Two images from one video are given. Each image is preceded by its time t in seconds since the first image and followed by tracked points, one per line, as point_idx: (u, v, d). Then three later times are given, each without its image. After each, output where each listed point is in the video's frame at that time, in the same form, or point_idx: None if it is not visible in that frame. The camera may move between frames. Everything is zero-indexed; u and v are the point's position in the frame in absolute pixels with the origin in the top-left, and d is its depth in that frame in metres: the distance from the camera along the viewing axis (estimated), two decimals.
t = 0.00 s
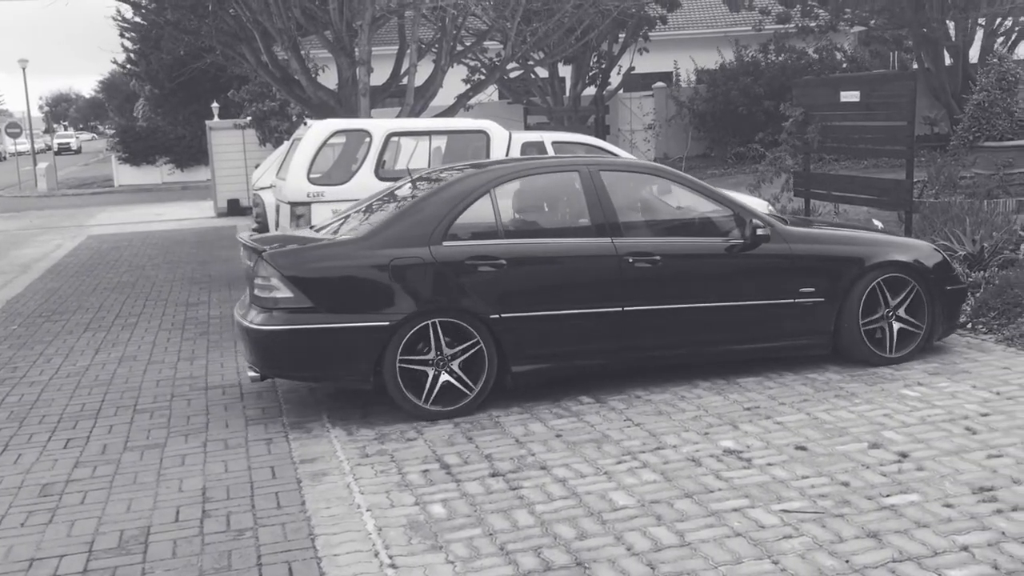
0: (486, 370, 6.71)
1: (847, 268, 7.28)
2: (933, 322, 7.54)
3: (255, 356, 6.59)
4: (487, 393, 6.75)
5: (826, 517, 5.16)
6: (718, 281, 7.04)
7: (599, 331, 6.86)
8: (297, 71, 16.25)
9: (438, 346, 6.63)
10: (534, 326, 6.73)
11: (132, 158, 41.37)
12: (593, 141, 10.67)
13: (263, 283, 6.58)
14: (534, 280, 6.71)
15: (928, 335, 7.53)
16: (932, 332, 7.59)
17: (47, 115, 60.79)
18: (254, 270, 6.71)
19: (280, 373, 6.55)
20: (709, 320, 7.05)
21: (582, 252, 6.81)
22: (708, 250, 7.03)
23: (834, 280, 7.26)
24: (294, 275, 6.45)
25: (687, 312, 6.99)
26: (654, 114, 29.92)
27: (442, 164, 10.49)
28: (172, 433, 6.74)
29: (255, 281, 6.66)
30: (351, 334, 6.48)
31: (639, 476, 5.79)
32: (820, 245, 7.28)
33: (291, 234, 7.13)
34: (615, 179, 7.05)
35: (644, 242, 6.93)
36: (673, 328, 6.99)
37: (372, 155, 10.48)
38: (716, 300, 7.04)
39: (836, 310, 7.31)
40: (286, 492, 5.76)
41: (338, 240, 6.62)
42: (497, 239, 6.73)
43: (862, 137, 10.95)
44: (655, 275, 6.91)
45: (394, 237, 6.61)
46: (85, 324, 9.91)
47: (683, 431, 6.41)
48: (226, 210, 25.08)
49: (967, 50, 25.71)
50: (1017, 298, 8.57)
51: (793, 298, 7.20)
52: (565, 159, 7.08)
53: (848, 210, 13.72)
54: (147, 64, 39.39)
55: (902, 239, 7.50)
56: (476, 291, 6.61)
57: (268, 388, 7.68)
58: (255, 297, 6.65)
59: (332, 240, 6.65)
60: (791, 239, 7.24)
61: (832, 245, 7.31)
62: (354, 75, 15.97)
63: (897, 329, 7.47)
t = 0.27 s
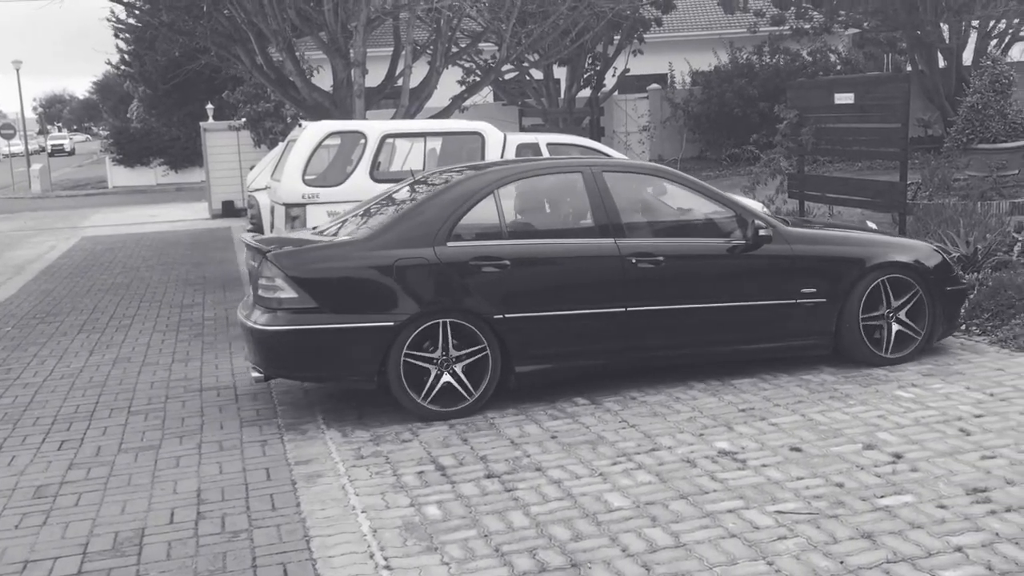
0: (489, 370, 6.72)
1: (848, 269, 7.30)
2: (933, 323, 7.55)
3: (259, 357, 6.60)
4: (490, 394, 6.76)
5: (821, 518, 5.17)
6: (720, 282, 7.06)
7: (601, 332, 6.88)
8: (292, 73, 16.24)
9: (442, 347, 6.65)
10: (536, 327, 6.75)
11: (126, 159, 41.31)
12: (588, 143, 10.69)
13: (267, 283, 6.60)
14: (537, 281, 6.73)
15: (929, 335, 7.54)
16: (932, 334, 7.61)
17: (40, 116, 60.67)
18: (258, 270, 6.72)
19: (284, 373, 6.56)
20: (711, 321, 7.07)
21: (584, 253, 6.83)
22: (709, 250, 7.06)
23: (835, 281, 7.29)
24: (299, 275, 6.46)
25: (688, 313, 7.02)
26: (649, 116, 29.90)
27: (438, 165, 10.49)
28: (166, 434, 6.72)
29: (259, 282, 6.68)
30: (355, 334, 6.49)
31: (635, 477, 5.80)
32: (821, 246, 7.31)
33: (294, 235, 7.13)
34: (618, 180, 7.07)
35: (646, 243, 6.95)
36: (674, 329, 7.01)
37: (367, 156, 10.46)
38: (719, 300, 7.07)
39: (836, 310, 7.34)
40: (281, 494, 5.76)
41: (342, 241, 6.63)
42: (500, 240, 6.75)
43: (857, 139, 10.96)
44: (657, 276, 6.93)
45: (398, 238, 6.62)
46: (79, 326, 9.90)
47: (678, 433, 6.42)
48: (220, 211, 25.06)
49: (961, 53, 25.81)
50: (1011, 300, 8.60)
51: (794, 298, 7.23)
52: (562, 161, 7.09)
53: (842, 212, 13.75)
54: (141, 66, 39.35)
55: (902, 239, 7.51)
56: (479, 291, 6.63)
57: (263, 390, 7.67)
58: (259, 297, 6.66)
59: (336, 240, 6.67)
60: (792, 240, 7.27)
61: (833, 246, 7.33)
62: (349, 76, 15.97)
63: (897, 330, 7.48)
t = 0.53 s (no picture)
0: (491, 370, 6.74)
1: (849, 270, 7.32)
2: (933, 324, 7.57)
3: (263, 357, 6.61)
4: (493, 394, 6.77)
5: (816, 519, 5.18)
6: (722, 282, 7.08)
7: (603, 332, 6.89)
8: (288, 74, 16.25)
9: (445, 347, 6.66)
10: (540, 327, 6.77)
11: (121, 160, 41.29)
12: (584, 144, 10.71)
13: (271, 283, 6.61)
14: (541, 281, 6.74)
15: (929, 336, 7.56)
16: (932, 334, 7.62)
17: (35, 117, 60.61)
18: (262, 270, 6.73)
19: (288, 373, 6.57)
20: (713, 321, 7.09)
21: (587, 253, 6.84)
22: (711, 251, 7.07)
23: (836, 282, 7.30)
24: (303, 275, 6.47)
25: (691, 313, 7.03)
26: (645, 118, 29.88)
27: (434, 167, 10.50)
28: (161, 436, 6.71)
29: (263, 282, 6.69)
30: (359, 334, 6.51)
31: (630, 479, 5.80)
32: (823, 247, 7.33)
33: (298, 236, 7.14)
34: (620, 182, 7.08)
35: (649, 243, 6.97)
36: (677, 329, 7.03)
37: (363, 158, 10.49)
38: (721, 301, 7.08)
39: (838, 311, 7.35)
40: (277, 495, 5.75)
41: (347, 242, 6.64)
42: (504, 240, 6.76)
43: (852, 141, 10.99)
44: (660, 276, 6.95)
45: (402, 239, 6.63)
46: (74, 327, 9.89)
47: (673, 434, 6.42)
48: (215, 212, 25.05)
49: (955, 56, 25.89)
50: (1005, 302, 8.63)
51: (796, 299, 7.24)
52: (562, 162, 7.09)
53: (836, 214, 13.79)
54: (137, 67, 39.35)
55: (903, 240, 7.53)
56: (483, 292, 6.64)
57: (259, 391, 7.67)
58: (262, 297, 6.67)
59: (340, 241, 6.68)
60: (794, 241, 7.29)
61: (835, 246, 7.35)
62: (345, 78, 15.99)
63: (898, 330, 7.50)
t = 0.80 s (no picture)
0: (494, 371, 6.74)
1: (851, 271, 7.33)
2: (934, 324, 7.58)
3: (266, 356, 6.60)
4: (496, 394, 6.78)
5: (812, 520, 5.18)
6: (724, 283, 7.08)
7: (605, 332, 6.89)
8: (284, 75, 16.24)
9: (448, 346, 6.67)
10: (542, 328, 6.77)
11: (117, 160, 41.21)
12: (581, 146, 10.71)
13: (274, 283, 6.60)
14: (543, 282, 6.74)
15: (930, 337, 7.57)
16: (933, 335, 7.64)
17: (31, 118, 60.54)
18: (265, 270, 6.72)
19: (290, 373, 6.57)
20: (714, 322, 7.09)
21: (590, 254, 6.85)
22: (713, 252, 7.08)
23: (838, 282, 7.31)
24: (306, 275, 6.47)
25: (692, 314, 7.03)
26: (641, 119, 29.87)
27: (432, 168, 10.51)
28: (156, 437, 6.71)
29: (266, 282, 6.68)
30: (363, 333, 6.50)
31: (626, 480, 5.80)
32: (825, 247, 7.33)
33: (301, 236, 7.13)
34: (623, 182, 7.09)
35: (651, 244, 6.97)
36: (679, 329, 7.03)
37: (359, 159, 10.51)
38: (722, 301, 7.09)
39: (839, 311, 7.36)
40: (273, 496, 5.75)
41: (350, 242, 6.64)
42: (506, 241, 6.76)
43: (848, 143, 10.99)
44: (662, 277, 6.95)
45: (404, 240, 6.63)
46: (70, 328, 9.87)
47: (669, 435, 6.43)
48: (212, 213, 25.02)
49: (952, 58, 25.89)
50: (1001, 303, 8.63)
51: (798, 300, 7.24)
52: (562, 163, 7.08)
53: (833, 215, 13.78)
54: (133, 67, 39.31)
55: (903, 241, 7.55)
56: (486, 292, 6.64)
57: (255, 392, 7.66)
58: (265, 297, 6.66)
59: (343, 241, 6.67)
60: (796, 242, 7.29)
61: (837, 247, 7.35)
62: (342, 79, 15.98)
63: (899, 331, 7.51)
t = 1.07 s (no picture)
0: (496, 371, 6.75)
1: (853, 272, 7.34)
2: (935, 326, 7.59)
3: (269, 356, 6.61)
4: (499, 394, 6.79)
5: (809, 522, 5.18)
6: (727, 284, 7.09)
7: (608, 333, 6.90)
8: (283, 76, 16.23)
9: (451, 346, 6.68)
10: (545, 328, 6.77)
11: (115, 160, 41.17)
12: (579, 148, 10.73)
13: (278, 283, 6.61)
14: (546, 283, 6.75)
15: (931, 338, 7.58)
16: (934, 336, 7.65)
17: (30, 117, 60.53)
18: (269, 270, 6.73)
19: (293, 373, 6.58)
20: (717, 323, 7.10)
21: (593, 254, 6.85)
22: (716, 253, 7.09)
23: (841, 283, 7.32)
24: (310, 275, 6.48)
25: (695, 315, 7.04)
26: (640, 121, 29.86)
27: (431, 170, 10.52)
28: (154, 437, 6.72)
29: (270, 282, 6.69)
30: (366, 333, 6.51)
31: (624, 482, 5.80)
32: (828, 248, 7.34)
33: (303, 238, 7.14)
34: (626, 183, 7.09)
35: (654, 245, 6.98)
36: (681, 330, 7.04)
37: (358, 160, 10.53)
38: (725, 302, 7.09)
39: (841, 312, 7.37)
40: (271, 497, 5.75)
41: (353, 243, 6.64)
42: (509, 241, 6.76)
43: (846, 145, 10.99)
44: (665, 277, 6.96)
45: (407, 241, 6.63)
46: (69, 328, 9.88)
47: (667, 437, 6.43)
48: (211, 214, 25.02)
49: (950, 60, 25.90)
50: (999, 305, 8.63)
51: (800, 301, 7.25)
52: (563, 164, 7.08)
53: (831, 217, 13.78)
54: (132, 68, 39.28)
55: (905, 243, 7.55)
56: (490, 292, 6.65)
57: (253, 393, 7.66)
58: (269, 297, 6.67)
59: (346, 242, 6.68)
60: (798, 243, 7.30)
61: (839, 249, 7.36)
62: (340, 80, 15.97)
63: (900, 332, 7.52)
